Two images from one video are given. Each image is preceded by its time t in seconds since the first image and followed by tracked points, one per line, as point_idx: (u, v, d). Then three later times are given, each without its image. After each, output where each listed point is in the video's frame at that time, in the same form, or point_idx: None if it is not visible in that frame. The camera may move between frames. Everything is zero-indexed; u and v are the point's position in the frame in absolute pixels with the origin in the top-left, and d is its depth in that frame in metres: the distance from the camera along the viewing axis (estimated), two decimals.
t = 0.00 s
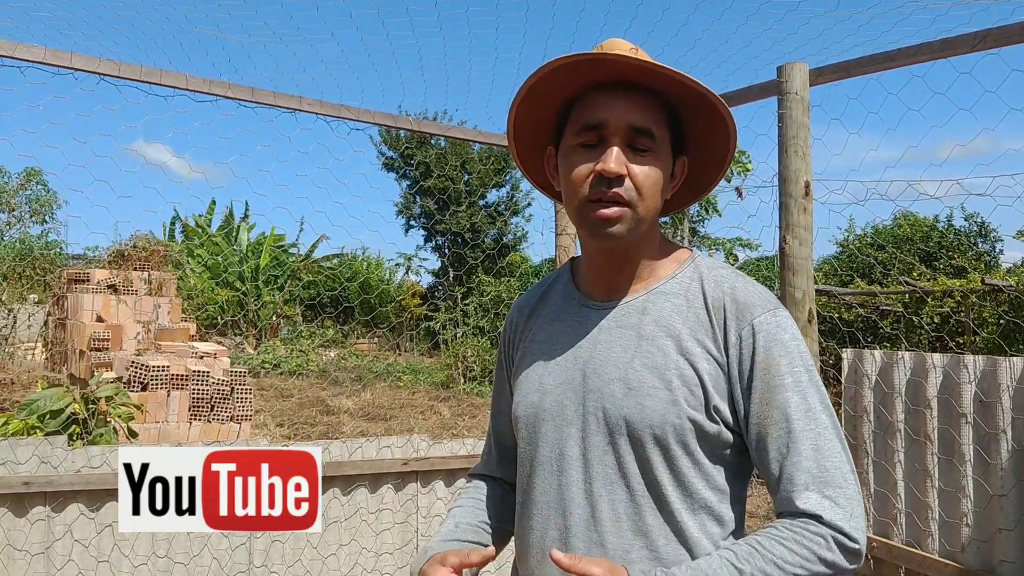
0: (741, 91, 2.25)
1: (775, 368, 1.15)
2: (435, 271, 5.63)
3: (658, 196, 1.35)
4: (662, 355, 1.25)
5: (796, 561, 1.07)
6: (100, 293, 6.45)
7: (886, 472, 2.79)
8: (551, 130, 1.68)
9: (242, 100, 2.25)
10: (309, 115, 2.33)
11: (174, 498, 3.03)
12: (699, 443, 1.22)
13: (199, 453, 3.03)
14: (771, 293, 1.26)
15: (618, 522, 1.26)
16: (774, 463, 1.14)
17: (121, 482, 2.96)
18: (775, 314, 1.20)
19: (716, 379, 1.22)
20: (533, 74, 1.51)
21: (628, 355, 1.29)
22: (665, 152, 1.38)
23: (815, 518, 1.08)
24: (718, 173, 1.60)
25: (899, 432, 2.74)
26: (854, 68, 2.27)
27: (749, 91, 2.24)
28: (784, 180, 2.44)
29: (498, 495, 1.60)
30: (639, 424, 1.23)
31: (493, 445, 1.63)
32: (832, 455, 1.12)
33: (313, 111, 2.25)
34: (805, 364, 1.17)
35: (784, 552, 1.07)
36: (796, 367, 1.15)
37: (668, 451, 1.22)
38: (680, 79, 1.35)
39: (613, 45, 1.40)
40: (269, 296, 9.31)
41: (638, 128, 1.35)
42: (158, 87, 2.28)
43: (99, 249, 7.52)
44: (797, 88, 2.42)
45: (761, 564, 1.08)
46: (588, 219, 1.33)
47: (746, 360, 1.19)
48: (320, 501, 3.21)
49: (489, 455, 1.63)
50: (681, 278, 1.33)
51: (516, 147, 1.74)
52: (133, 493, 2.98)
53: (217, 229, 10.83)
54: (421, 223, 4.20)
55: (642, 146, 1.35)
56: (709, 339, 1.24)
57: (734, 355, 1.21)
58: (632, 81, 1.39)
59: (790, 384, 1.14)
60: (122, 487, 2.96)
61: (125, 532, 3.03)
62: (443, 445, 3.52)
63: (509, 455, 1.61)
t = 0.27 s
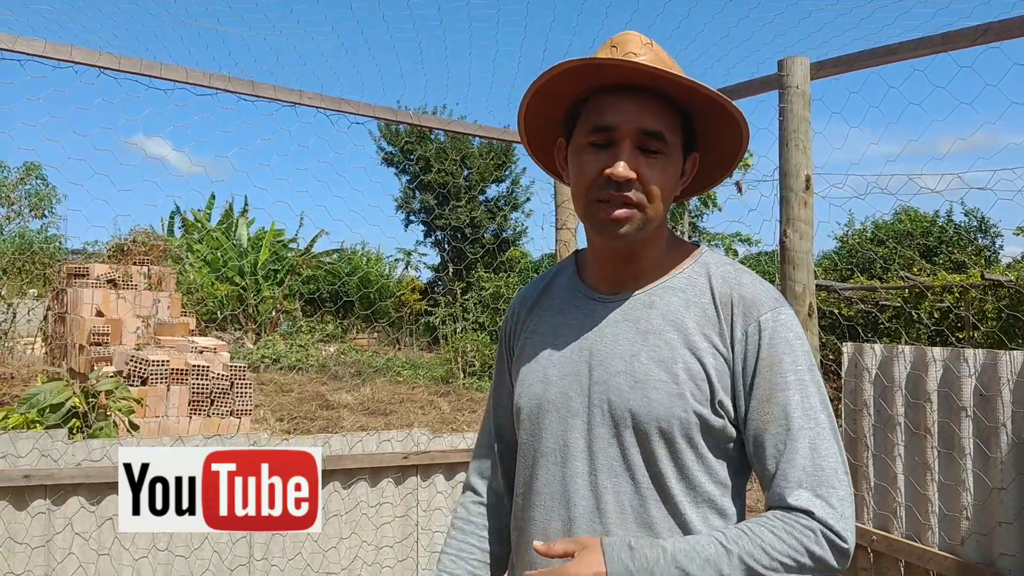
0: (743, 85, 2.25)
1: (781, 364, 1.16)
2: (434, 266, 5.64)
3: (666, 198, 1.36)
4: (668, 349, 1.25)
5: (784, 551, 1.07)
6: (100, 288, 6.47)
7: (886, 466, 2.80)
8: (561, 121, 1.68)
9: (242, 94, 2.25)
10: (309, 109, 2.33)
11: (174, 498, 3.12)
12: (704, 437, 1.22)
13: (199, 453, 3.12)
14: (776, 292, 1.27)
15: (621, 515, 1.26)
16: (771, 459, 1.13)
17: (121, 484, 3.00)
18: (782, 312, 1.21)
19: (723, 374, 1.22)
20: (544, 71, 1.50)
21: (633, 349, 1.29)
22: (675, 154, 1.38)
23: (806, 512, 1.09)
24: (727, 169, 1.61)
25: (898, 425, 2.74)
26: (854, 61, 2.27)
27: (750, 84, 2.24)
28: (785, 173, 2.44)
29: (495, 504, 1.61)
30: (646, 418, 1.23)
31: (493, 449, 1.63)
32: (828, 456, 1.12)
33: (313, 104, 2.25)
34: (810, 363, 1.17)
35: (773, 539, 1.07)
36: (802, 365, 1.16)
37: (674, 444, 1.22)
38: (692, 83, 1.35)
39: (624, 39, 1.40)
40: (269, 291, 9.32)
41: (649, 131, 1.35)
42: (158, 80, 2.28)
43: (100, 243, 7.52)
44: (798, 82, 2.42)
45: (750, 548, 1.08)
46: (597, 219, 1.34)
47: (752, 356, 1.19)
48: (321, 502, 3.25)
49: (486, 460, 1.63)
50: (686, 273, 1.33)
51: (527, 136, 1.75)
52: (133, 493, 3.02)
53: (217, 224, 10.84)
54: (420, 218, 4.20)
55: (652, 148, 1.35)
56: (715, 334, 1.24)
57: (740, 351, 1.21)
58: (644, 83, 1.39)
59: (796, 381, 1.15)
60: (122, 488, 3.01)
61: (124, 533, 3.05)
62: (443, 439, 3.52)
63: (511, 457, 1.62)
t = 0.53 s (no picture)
0: (747, 83, 2.25)
1: (788, 362, 1.16)
2: (438, 263, 5.65)
3: (676, 196, 1.36)
4: (676, 347, 1.26)
5: (783, 537, 1.07)
6: (105, 285, 6.51)
7: (889, 463, 2.80)
8: (571, 116, 1.68)
9: (246, 92, 2.25)
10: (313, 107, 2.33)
11: (174, 499, 3.15)
12: (713, 436, 1.22)
13: (198, 454, 3.16)
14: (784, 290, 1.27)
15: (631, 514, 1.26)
16: (779, 457, 1.14)
17: (121, 484, 3.01)
18: (788, 310, 1.22)
19: (731, 372, 1.22)
20: (561, 62, 1.50)
21: (642, 347, 1.29)
22: (687, 152, 1.38)
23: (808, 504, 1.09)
24: (734, 171, 1.62)
25: (902, 423, 2.75)
26: (858, 59, 2.27)
27: (755, 82, 2.24)
28: (788, 171, 2.44)
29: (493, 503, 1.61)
30: (656, 417, 1.23)
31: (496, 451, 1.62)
32: (836, 451, 1.12)
33: (316, 103, 2.25)
34: (817, 360, 1.18)
35: (774, 526, 1.08)
36: (809, 363, 1.16)
37: (684, 443, 1.22)
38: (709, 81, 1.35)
39: (639, 37, 1.41)
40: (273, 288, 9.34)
41: (663, 127, 1.35)
42: (162, 79, 2.28)
43: (105, 241, 7.55)
44: (801, 79, 2.42)
45: (749, 531, 1.08)
46: (607, 214, 1.34)
47: (760, 354, 1.20)
48: (321, 503, 3.25)
49: (492, 462, 1.62)
50: (695, 272, 1.33)
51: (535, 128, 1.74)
52: (133, 494, 3.04)
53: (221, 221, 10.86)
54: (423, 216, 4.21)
55: (665, 145, 1.35)
56: (723, 332, 1.24)
57: (748, 350, 1.21)
58: (661, 79, 1.39)
59: (804, 379, 1.15)
60: (122, 489, 3.01)
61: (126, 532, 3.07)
62: (447, 436, 3.53)
63: (513, 458, 1.60)
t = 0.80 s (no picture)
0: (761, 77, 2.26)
1: (798, 353, 1.16)
2: (450, 260, 5.67)
3: (687, 189, 1.36)
4: (685, 338, 1.26)
5: (786, 538, 1.08)
6: (119, 282, 6.60)
7: (904, 459, 2.81)
8: (582, 111, 1.69)
9: (260, 88, 2.26)
10: (326, 103, 2.34)
11: (174, 498, 3.10)
12: (723, 426, 1.22)
13: (198, 453, 3.09)
14: (795, 280, 1.27)
15: (640, 507, 1.26)
16: (786, 448, 1.14)
17: (120, 483, 2.99)
18: (798, 300, 1.21)
19: (741, 363, 1.22)
20: (569, 59, 1.51)
21: (650, 338, 1.29)
22: (697, 145, 1.38)
23: (811, 501, 1.09)
24: (747, 164, 1.61)
25: (917, 419, 2.75)
26: (870, 54, 2.29)
27: (769, 76, 2.26)
28: (804, 165, 2.48)
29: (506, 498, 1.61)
30: (665, 408, 1.23)
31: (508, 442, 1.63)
32: (844, 443, 1.11)
33: (330, 98, 2.26)
34: (828, 351, 1.17)
35: (775, 527, 1.09)
36: (819, 353, 1.16)
37: (694, 434, 1.22)
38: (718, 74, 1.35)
39: (647, 30, 1.41)
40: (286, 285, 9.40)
41: (672, 120, 1.35)
42: (178, 74, 2.29)
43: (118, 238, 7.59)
44: (816, 74, 2.47)
45: (748, 534, 1.09)
46: (617, 208, 1.34)
47: (769, 344, 1.19)
48: (320, 504, 3.24)
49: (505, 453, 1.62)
50: (706, 263, 1.33)
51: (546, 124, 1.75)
52: (132, 493, 3.01)
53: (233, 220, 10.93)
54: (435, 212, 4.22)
55: (674, 138, 1.35)
56: (732, 323, 1.24)
57: (758, 340, 1.21)
58: (670, 73, 1.39)
59: (813, 369, 1.15)
60: (122, 488, 3.00)
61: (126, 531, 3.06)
62: (460, 431, 3.53)
63: (525, 449, 1.61)
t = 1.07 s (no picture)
0: (782, 63, 2.25)
1: (818, 339, 1.15)
2: (465, 249, 5.68)
3: (705, 171, 1.35)
4: (705, 326, 1.25)
5: (802, 539, 1.08)
6: (137, 269, 6.70)
7: (924, 449, 2.78)
8: (598, 96, 1.68)
9: (278, 75, 2.26)
10: (343, 90, 2.33)
11: (174, 499, 3.08)
12: (743, 413, 1.22)
13: (198, 453, 3.02)
14: (817, 267, 1.26)
15: (658, 497, 1.26)
16: (805, 437, 1.14)
17: (121, 481, 2.98)
18: (820, 287, 1.20)
19: (762, 350, 1.21)
20: (584, 43, 1.50)
21: (669, 326, 1.28)
22: (715, 127, 1.37)
23: (827, 496, 1.09)
24: (768, 145, 1.60)
25: (938, 408, 2.73)
26: (891, 40, 2.29)
27: (790, 63, 2.27)
28: (825, 152, 2.53)
29: (530, 489, 1.61)
30: (684, 396, 1.23)
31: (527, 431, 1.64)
32: (861, 432, 1.11)
33: (347, 85, 2.25)
34: (848, 338, 1.16)
35: (790, 528, 1.09)
36: (840, 340, 1.15)
37: (714, 422, 1.22)
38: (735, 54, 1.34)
39: (664, 13, 1.40)
40: (302, 274, 9.45)
41: (689, 102, 1.34)
42: (196, 61, 2.29)
43: (136, 227, 7.68)
44: (838, 60, 2.51)
45: (763, 540, 1.09)
46: (634, 192, 1.33)
47: (790, 331, 1.19)
48: (321, 502, 3.25)
49: (523, 442, 1.64)
50: (725, 249, 1.32)
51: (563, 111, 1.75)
52: (133, 492, 2.99)
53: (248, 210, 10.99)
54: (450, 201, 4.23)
55: (691, 120, 1.34)
56: (753, 311, 1.23)
57: (778, 327, 1.21)
58: (686, 53, 1.38)
59: (833, 356, 1.14)
60: (122, 487, 2.99)
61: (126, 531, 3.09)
62: (476, 419, 3.54)
63: (543, 437, 1.60)
